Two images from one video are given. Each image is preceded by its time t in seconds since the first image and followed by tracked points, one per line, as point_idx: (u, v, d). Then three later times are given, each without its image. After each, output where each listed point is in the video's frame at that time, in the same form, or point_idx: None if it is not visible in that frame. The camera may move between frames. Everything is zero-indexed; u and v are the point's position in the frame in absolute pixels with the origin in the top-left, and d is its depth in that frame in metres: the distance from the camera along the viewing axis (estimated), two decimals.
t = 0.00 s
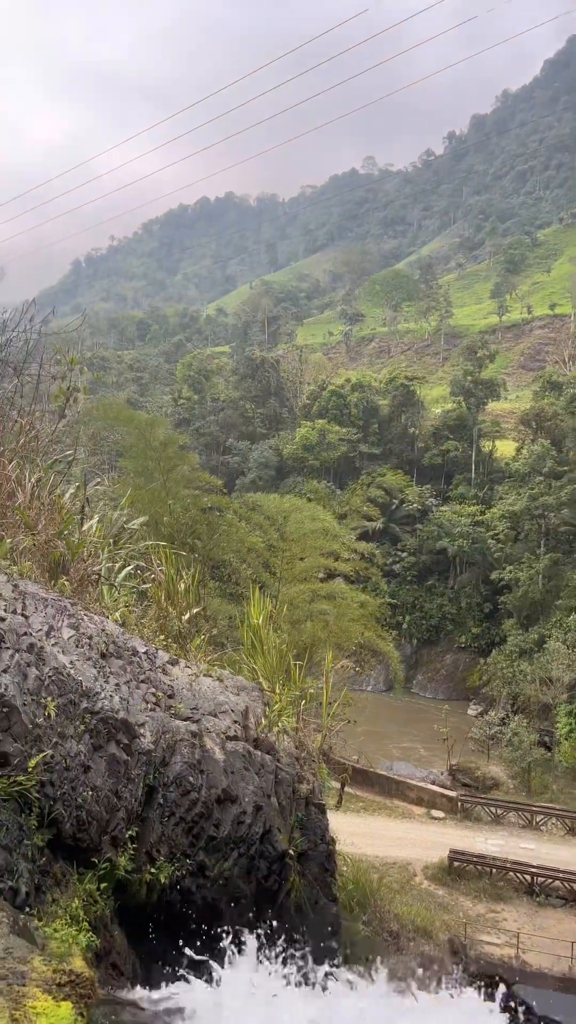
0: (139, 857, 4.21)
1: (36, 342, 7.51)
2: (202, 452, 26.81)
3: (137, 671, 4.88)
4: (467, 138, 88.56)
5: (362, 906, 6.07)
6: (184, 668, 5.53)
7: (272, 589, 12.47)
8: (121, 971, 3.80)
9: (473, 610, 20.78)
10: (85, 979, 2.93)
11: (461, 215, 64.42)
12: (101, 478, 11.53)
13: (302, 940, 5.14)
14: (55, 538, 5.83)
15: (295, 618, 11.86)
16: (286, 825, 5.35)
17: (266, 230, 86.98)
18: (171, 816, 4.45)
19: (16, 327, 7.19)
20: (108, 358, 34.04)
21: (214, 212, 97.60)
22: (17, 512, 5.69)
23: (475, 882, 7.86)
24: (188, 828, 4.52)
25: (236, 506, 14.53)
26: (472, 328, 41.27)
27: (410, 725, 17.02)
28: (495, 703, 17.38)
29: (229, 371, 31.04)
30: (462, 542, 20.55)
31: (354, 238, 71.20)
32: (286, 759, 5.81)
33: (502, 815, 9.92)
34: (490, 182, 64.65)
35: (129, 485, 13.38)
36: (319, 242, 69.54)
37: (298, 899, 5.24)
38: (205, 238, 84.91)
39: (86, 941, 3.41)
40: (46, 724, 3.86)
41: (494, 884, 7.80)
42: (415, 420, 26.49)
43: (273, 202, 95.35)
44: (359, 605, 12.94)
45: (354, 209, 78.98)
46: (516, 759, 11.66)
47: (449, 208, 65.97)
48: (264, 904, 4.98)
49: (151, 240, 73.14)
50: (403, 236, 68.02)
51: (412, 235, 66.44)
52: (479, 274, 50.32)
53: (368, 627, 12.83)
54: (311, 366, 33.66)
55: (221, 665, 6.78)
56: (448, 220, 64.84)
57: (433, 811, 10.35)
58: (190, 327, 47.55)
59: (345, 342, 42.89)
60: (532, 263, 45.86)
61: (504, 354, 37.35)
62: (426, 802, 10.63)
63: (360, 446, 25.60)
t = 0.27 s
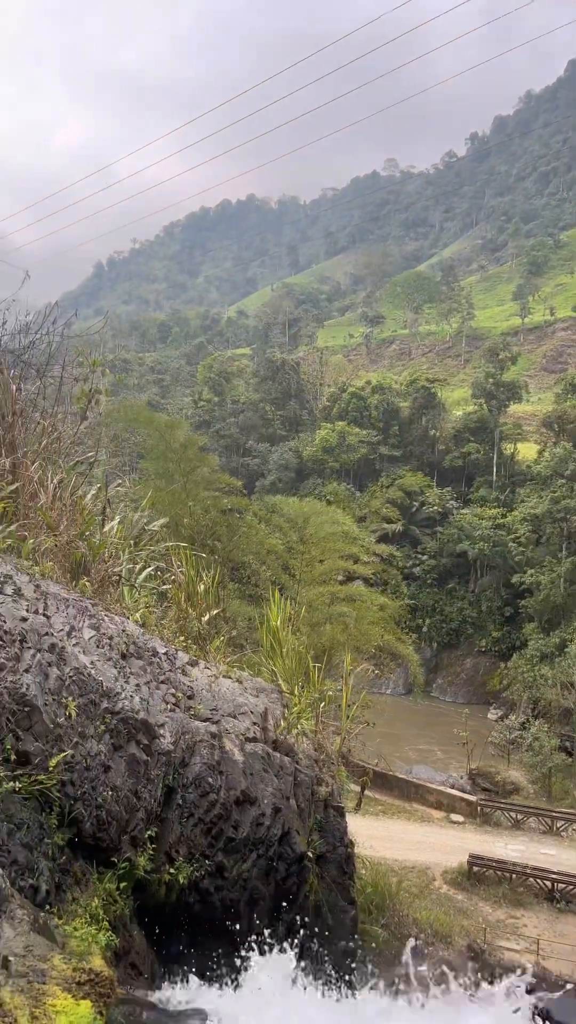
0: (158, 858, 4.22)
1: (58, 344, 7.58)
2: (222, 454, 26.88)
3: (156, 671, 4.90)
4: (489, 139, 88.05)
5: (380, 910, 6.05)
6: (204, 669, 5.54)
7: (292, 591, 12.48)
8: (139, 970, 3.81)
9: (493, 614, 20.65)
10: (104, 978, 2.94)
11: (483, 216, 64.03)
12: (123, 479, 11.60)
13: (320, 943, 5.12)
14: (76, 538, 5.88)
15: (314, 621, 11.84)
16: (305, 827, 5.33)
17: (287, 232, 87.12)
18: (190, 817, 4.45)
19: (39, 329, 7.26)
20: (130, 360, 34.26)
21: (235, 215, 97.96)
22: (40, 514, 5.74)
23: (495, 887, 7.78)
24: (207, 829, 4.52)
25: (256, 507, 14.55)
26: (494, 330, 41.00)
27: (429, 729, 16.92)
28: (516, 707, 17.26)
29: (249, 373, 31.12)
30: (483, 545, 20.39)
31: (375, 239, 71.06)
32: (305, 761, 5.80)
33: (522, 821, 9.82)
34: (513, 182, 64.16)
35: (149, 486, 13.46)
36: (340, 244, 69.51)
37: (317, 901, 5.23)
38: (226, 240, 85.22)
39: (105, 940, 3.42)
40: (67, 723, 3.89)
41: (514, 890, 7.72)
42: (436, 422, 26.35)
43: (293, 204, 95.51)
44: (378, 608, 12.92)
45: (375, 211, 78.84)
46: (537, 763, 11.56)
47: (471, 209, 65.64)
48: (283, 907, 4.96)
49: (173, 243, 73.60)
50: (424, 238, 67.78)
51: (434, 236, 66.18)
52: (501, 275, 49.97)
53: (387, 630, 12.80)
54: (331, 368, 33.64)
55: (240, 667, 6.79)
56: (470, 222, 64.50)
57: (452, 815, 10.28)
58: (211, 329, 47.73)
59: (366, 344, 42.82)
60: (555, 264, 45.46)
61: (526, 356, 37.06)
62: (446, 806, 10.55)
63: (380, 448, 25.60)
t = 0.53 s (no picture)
0: (177, 857, 4.23)
1: (79, 345, 7.63)
2: (241, 455, 26.93)
3: (175, 672, 4.92)
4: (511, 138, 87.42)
5: (400, 913, 6.03)
6: (223, 669, 5.54)
7: (310, 592, 12.47)
8: (157, 969, 3.82)
9: (514, 616, 20.49)
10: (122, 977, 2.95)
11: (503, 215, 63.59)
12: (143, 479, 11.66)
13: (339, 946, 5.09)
14: (97, 539, 5.92)
15: (332, 622, 11.80)
16: (323, 828, 5.31)
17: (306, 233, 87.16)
18: (208, 817, 4.46)
19: (60, 330, 7.31)
20: (150, 361, 34.46)
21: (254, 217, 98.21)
22: (60, 514, 5.78)
23: (514, 892, 7.70)
24: (225, 829, 4.52)
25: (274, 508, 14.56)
26: (515, 331, 40.68)
27: (448, 731, 16.81)
28: (536, 710, 17.13)
29: (268, 373, 31.16)
30: (503, 547, 20.20)
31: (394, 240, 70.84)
32: (324, 762, 5.78)
33: (543, 825, 9.72)
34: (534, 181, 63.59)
35: (169, 486, 13.52)
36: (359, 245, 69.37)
37: (335, 903, 5.21)
38: (246, 242, 85.45)
39: (124, 938, 3.42)
40: (87, 723, 3.90)
41: (533, 894, 7.63)
42: (456, 423, 26.19)
43: (313, 205, 95.53)
44: (397, 610, 12.88)
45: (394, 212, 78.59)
46: (558, 767, 11.45)
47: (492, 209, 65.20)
48: (301, 908, 4.95)
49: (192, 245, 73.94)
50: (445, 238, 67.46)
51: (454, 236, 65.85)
52: (522, 275, 49.59)
53: (406, 632, 12.75)
54: (351, 369, 33.60)
55: (259, 668, 6.79)
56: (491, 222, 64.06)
57: (471, 818, 10.20)
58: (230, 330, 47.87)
59: (385, 345, 42.70)
60: None
61: (547, 356, 36.73)
62: (465, 809, 10.47)
63: (399, 449, 25.56)
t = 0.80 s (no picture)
0: (194, 856, 4.24)
1: (97, 345, 7.67)
2: (257, 454, 26.94)
3: (192, 671, 4.92)
4: (530, 136, 86.71)
5: (417, 913, 6.00)
6: (239, 669, 5.54)
7: (327, 591, 12.45)
8: (175, 968, 3.82)
9: (532, 617, 20.34)
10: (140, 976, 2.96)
11: (522, 213, 63.07)
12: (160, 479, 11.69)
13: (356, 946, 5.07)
14: (114, 538, 5.95)
15: (349, 622, 11.76)
16: (340, 828, 5.30)
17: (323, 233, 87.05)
18: (225, 816, 4.46)
19: (78, 330, 7.36)
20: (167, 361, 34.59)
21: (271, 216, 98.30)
22: (78, 514, 5.82)
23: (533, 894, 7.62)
24: (242, 828, 4.53)
25: (291, 508, 14.54)
26: (533, 330, 40.34)
27: (466, 732, 16.70)
28: (555, 712, 16.98)
29: (285, 373, 31.15)
30: (521, 547, 20.00)
31: (412, 239, 70.54)
32: (341, 761, 5.77)
33: (561, 827, 9.62)
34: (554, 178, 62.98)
35: (185, 485, 13.56)
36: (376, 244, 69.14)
37: (352, 902, 5.20)
38: (263, 242, 85.51)
39: (141, 937, 3.43)
40: (105, 722, 3.91)
41: (552, 897, 7.55)
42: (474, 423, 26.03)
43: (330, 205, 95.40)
44: (414, 610, 12.81)
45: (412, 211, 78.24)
46: None
47: (510, 207, 64.69)
48: (318, 907, 4.94)
49: (209, 245, 74.14)
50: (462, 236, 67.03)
51: (472, 235, 65.45)
52: (541, 274, 49.18)
53: (423, 633, 12.68)
54: (368, 369, 33.50)
55: (275, 667, 6.78)
56: (509, 220, 63.57)
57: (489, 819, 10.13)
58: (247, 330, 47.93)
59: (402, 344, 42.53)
60: None
61: (566, 355, 36.38)
62: (482, 810, 10.39)
63: (416, 448, 25.40)
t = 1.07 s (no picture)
0: (209, 854, 4.25)
1: (112, 344, 7.72)
2: (272, 454, 26.95)
3: (208, 670, 4.93)
4: (547, 132, 85.93)
5: (431, 913, 5.96)
6: (254, 668, 5.55)
7: (341, 590, 12.43)
8: (190, 966, 3.82)
9: (548, 617, 20.18)
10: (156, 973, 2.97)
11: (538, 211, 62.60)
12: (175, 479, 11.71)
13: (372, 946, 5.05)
14: (130, 537, 5.98)
15: (364, 622, 11.73)
16: (356, 828, 5.29)
17: (338, 232, 86.89)
18: (240, 816, 4.47)
19: (94, 329, 7.43)
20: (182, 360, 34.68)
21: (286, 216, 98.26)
22: (94, 513, 5.85)
23: (549, 896, 7.55)
24: (257, 827, 4.53)
25: (306, 507, 14.52)
26: (550, 328, 39.99)
27: (482, 732, 16.60)
28: (572, 713, 16.84)
29: (300, 372, 31.12)
30: (537, 547, 19.82)
31: (427, 237, 70.20)
32: (356, 761, 5.75)
33: None
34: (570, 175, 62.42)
35: (201, 484, 13.59)
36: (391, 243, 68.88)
37: (367, 902, 5.18)
38: (277, 241, 85.49)
39: (157, 935, 3.43)
40: (121, 720, 3.92)
41: (568, 899, 7.47)
42: (490, 421, 25.86)
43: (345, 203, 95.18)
44: (429, 609, 12.75)
45: (427, 209, 77.85)
46: None
47: (526, 205, 64.17)
48: (333, 906, 4.94)
49: (224, 245, 74.23)
50: (478, 234, 66.60)
51: (488, 233, 65.05)
52: (557, 272, 48.79)
53: (438, 632, 12.62)
54: (383, 368, 33.38)
55: (291, 666, 6.78)
56: (525, 217, 63.06)
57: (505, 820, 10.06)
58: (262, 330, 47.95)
59: (418, 342, 42.36)
60: None
61: None
62: (498, 811, 10.33)
63: (432, 447, 25.29)
